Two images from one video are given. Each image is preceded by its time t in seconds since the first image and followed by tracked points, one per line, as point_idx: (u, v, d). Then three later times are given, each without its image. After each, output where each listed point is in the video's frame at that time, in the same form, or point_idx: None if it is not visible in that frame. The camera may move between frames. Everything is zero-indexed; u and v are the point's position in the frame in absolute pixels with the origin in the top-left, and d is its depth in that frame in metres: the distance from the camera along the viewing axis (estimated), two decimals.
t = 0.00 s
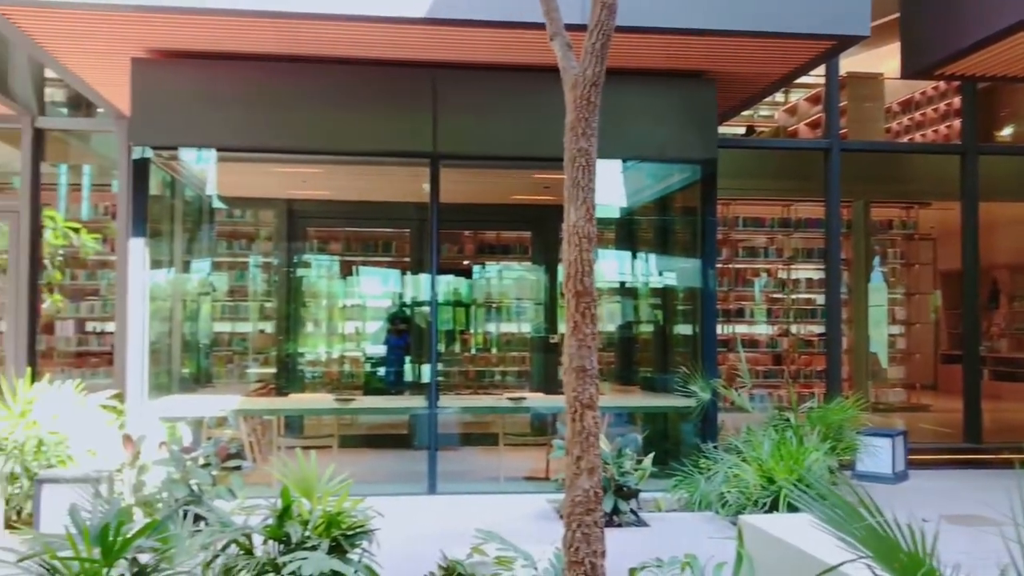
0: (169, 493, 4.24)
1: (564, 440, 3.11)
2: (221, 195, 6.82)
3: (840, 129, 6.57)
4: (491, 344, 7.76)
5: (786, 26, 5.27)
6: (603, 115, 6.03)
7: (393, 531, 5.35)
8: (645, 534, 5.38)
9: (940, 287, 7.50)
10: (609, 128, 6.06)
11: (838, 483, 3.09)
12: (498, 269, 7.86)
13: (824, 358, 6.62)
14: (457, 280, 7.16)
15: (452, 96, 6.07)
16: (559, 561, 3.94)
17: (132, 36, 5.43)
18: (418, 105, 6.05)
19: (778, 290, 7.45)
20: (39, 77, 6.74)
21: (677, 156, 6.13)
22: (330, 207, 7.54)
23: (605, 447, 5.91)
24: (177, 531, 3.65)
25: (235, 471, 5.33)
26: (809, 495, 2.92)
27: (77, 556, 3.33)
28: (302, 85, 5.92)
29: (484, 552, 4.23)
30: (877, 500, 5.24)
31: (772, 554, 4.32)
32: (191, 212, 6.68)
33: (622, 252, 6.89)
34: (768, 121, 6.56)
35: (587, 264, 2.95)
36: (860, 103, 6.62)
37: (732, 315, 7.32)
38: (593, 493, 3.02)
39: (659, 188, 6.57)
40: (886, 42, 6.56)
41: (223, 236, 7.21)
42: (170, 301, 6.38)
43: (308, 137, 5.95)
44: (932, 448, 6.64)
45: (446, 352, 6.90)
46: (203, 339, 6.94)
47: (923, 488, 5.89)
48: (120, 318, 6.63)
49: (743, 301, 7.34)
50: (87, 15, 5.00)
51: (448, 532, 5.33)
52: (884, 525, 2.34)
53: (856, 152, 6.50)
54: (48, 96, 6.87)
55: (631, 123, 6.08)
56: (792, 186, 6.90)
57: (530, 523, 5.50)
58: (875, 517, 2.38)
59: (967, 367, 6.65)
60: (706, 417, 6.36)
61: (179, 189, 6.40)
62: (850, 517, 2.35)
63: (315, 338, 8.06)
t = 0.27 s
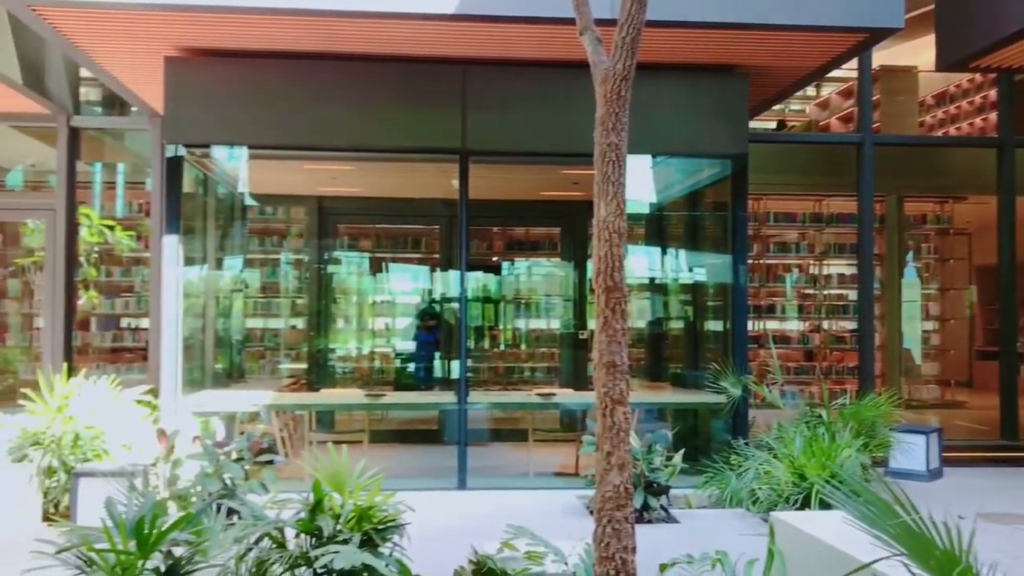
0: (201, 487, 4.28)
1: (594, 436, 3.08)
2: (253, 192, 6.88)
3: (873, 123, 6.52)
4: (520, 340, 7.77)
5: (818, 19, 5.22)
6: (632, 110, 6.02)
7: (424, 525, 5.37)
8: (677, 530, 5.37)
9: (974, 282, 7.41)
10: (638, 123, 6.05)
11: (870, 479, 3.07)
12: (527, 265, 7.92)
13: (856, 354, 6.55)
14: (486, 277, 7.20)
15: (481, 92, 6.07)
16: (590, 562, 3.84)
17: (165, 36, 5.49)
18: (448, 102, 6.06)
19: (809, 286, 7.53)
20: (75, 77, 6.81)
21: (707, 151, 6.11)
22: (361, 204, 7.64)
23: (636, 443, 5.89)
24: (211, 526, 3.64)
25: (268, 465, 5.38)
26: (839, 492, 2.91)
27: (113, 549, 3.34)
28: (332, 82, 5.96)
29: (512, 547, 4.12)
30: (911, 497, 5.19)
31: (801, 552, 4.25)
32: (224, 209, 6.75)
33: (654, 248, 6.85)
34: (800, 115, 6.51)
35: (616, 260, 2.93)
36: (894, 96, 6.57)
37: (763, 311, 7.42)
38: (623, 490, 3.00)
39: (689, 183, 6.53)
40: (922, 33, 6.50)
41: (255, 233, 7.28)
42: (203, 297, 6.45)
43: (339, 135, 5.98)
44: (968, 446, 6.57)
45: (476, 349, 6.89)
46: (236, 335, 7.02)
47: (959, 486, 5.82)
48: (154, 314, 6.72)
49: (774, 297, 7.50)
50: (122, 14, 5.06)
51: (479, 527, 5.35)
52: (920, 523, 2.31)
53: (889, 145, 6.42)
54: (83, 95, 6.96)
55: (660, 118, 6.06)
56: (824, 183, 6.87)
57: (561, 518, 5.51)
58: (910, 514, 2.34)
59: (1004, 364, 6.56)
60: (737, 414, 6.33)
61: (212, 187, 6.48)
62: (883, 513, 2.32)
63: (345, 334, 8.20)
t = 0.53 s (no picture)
0: (234, 481, 4.31)
1: (626, 430, 3.03)
2: (284, 188, 6.93)
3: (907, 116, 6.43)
4: (550, 336, 7.78)
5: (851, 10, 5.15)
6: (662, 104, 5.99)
7: (456, 519, 5.39)
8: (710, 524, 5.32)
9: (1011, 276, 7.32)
10: (668, 117, 6.02)
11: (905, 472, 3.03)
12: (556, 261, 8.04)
13: (890, 349, 6.48)
14: (515, 272, 7.23)
15: (511, 86, 6.07)
16: (621, 554, 3.75)
17: (198, 34, 5.54)
18: (477, 97, 6.06)
19: (842, 281, 7.57)
20: (110, 76, 6.90)
21: (738, 145, 6.06)
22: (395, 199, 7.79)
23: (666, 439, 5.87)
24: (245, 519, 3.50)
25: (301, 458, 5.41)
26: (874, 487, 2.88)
27: (148, 541, 3.18)
28: (361, 78, 5.99)
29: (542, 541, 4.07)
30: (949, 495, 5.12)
31: (834, 549, 4.18)
32: (256, 205, 6.80)
33: (685, 242, 6.93)
34: (831, 108, 6.48)
35: (647, 253, 2.89)
36: (927, 88, 6.50)
37: (795, 307, 7.32)
38: (655, 484, 2.93)
39: (720, 177, 6.57)
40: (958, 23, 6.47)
41: (286, 229, 7.34)
42: (235, 292, 6.51)
43: (369, 131, 6.01)
44: (1004, 441, 6.50)
45: (505, 344, 6.89)
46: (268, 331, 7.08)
47: (996, 483, 5.73)
48: (188, 309, 6.81)
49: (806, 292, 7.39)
50: (155, 12, 5.11)
51: (510, 521, 5.36)
52: (956, 518, 2.29)
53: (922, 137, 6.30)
54: (117, 93, 7.04)
55: (690, 112, 6.03)
56: (856, 175, 6.88)
57: (592, 512, 5.51)
58: (947, 510, 2.32)
59: None
60: (768, 410, 6.28)
61: (244, 183, 6.54)
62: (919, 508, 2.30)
63: (376, 329, 8.24)
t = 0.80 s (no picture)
0: (270, 475, 4.36)
1: (660, 427, 2.97)
2: (318, 185, 6.98)
3: (947, 108, 6.44)
4: (582, 332, 7.74)
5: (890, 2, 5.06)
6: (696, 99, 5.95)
7: (490, 515, 5.40)
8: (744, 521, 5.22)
9: None
10: (701, 112, 5.98)
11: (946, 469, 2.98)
12: (588, 256, 7.96)
13: (928, 345, 6.42)
14: (548, 268, 7.22)
15: (543, 82, 6.06)
16: (656, 553, 3.73)
17: (234, 33, 5.60)
18: (510, 94, 6.05)
19: (879, 277, 7.47)
20: (147, 76, 6.97)
21: (773, 140, 6.01)
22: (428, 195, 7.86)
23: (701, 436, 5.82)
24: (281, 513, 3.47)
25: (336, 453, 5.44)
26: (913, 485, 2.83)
27: (186, 534, 3.17)
28: (394, 76, 6.01)
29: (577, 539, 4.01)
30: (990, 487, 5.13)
31: (870, 548, 4.08)
32: (291, 202, 6.86)
33: (720, 238, 6.73)
34: (868, 102, 6.49)
35: (683, 249, 2.82)
36: (967, 80, 6.52)
37: (831, 302, 7.37)
38: (691, 482, 2.88)
39: (755, 172, 6.49)
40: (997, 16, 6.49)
41: (320, 226, 7.37)
42: (270, 288, 6.57)
43: (401, 128, 6.03)
44: None
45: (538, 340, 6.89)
46: (303, 327, 7.14)
47: None
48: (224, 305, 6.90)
49: (842, 288, 7.47)
50: (192, 11, 5.15)
51: (545, 518, 5.35)
52: (999, 519, 2.25)
53: (964, 131, 6.31)
54: (154, 92, 7.11)
55: (725, 107, 5.99)
56: (894, 170, 6.74)
57: (626, 508, 5.49)
58: (990, 510, 2.27)
59: None
60: (804, 406, 6.27)
61: (279, 180, 6.59)
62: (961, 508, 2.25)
63: (408, 326, 8.28)
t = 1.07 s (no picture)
0: (303, 472, 4.41)
1: (694, 426, 2.94)
2: (350, 183, 7.03)
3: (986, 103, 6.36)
4: (613, 330, 7.71)
5: None
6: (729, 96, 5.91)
7: (522, 513, 5.41)
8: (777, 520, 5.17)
9: None
10: (734, 108, 5.93)
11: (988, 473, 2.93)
12: (620, 253, 7.88)
13: (966, 344, 6.35)
14: (579, 266, 7.20)
15: (574, 79, 6.04)
16: (690, 553, 3.64)
17: (266, 32, 5.64)
18: (541, 92, 6.05)
19: (915, 275, 7.53)
20: (181, 75, 7.07)
21: (807, 137, 5.95)
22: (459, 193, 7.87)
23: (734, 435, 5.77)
24: (315, 510, 3.41)
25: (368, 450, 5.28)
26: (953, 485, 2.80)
27: (222, 530, 3.14)
28: (424, 74, 6.02)
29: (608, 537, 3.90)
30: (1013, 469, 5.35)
31: (906, 548, 3.99)
32: (323, 201, 6.91)
33: (753, 234, 6.94)
34: (904, 97, 6.47)
35: (716, 246, 2.79)
36: (1006, 75, 6.43)
37: (865, 301, 7.31)
38: (724, 481, 2.85)
39: (789, 170, 6.54)
40: None
41: (352, 225, 7.47)
42: (303, 286, 6.61)
43: (432, 126, 6.05)
44: None
45: (569, 338, 6.88)
46: (335, 324, 7.19)
47: None
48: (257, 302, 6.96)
49: (877, 285, 7.41)
50: (226, 12, 5.20)
51: (577, 516, 5.35)
52: None
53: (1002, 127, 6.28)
54: (188, 91, 7.20)
55: (757, 103, 5.94)
56: (932, 165, 6.63)
57: (658, 506, 5.47)
58: None
59: None
60: (839, 404, 6.16)
61: (312, 179, 6.64)
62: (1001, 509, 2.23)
63: (439, 323, 8.30)
